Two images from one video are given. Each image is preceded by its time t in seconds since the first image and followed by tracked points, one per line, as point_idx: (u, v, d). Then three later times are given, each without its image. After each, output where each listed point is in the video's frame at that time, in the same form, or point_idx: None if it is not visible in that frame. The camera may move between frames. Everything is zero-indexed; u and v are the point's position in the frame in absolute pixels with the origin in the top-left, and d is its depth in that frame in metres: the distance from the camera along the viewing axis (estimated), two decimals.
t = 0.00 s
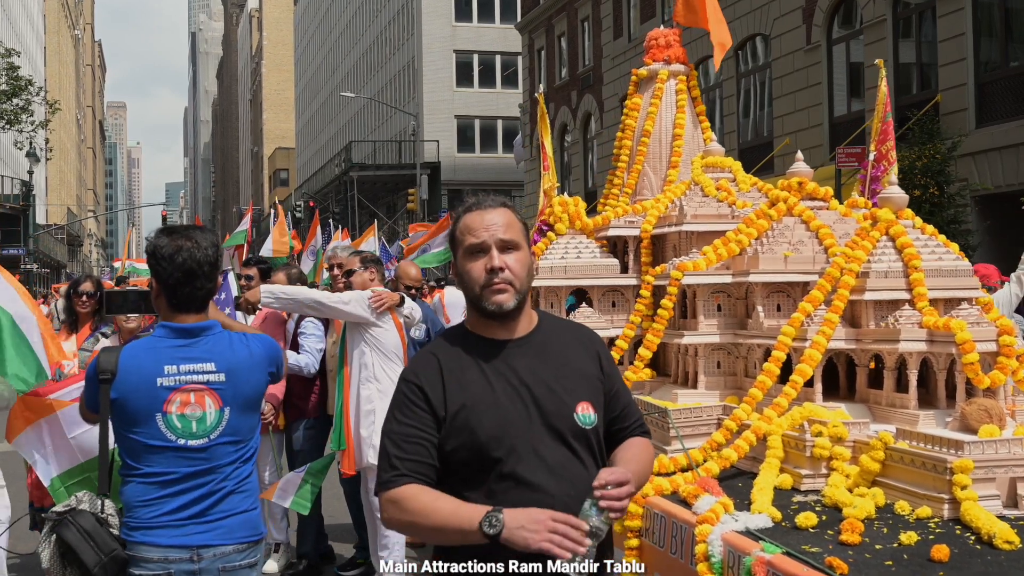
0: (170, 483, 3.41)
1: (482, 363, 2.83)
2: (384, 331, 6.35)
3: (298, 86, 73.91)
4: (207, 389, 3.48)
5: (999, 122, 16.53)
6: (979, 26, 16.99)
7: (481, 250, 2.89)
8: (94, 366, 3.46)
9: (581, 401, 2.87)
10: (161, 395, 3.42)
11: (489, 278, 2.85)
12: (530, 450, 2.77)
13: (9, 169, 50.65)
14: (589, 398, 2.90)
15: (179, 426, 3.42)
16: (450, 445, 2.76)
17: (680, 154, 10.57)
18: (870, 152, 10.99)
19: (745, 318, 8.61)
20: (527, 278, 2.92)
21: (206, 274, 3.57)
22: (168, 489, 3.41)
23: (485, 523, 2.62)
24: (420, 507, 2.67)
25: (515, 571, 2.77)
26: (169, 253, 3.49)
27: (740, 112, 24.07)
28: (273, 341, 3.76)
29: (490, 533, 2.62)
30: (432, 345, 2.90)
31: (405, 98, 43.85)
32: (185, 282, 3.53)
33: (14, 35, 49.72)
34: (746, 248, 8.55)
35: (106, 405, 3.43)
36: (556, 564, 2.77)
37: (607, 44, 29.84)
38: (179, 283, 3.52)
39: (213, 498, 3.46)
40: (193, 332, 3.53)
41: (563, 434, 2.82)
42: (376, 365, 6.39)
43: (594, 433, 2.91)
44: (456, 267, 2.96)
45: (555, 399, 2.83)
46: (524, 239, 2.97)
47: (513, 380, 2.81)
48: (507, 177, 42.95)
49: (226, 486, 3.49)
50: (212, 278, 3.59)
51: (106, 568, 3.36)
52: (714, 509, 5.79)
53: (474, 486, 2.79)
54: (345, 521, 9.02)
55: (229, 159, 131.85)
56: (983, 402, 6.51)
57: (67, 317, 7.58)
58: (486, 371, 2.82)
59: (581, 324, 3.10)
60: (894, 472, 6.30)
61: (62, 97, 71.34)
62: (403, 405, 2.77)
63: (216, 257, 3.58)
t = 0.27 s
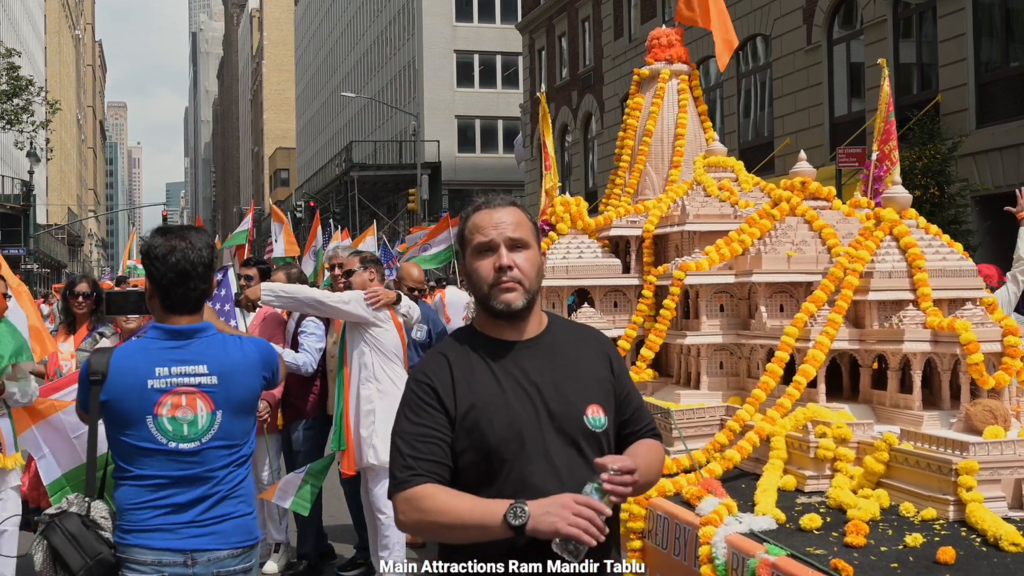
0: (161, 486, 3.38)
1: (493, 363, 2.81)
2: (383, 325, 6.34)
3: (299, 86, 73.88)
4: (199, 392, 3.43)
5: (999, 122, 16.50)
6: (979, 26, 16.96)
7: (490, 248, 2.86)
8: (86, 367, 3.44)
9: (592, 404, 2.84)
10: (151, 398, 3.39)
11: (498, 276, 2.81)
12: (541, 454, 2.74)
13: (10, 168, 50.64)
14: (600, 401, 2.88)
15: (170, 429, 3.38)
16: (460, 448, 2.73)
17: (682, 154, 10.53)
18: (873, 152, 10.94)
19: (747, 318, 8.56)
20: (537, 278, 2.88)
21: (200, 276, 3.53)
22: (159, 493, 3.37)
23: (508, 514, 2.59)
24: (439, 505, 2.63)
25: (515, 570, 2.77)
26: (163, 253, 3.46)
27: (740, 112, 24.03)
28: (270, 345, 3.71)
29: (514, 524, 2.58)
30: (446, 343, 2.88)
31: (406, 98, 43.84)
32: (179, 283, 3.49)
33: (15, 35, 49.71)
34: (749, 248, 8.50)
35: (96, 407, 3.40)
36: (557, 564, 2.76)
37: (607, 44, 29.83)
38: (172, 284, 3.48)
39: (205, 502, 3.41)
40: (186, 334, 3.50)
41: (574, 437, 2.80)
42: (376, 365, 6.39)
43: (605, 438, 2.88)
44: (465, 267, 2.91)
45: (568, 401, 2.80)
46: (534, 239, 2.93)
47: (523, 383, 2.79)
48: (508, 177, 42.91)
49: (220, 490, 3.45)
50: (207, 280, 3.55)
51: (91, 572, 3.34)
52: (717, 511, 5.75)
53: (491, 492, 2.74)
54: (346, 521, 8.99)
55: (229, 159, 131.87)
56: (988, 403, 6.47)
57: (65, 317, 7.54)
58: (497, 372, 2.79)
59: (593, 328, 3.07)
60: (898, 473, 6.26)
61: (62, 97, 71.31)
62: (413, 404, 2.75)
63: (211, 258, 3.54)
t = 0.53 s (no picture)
0: (152, 490, 3.32)
1: (510, 365, 2.77)
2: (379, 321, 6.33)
3: (299, 86, 73.84)
4: (189, 394, 3.37)
5: (999, 122, 16.46)
6: (979, 26, 16.91)
7: (508, 249, 2.82)
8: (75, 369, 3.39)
9: (612, 410, 2.79)
10: (140, 399, 3.33)
11: (516, 278, 2.78)
12: (557, 460, 2.69)
13: (10, 168, 50.60)
14: (619, 408, 2.82)
15: (160, 432, 3.33)
16: (475, 454, 2.70)
17: (684, 154, 10.47)
18: (875, 151, 10.90)
19: (751, 318, 8.51)
20: (556, 280, 2.84)
21: (191, 276, 3.47)
22: (148, 497, 3.32)
23: (514, 534, 2.54)
24: (451, 517, 2.58)
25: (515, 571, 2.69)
26: (153, 253, 3.40)
27: (740, 112, 23.98)
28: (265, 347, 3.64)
29: (522, 547, 2.53)
30: (467, 344, 2.84)
31: (406, 98, 43.83)
32: (171, 283, 3.43)
33: (15, 35, 49.69)
34: (751, 248, 8.46)
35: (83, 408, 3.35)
36: (557, 565, 2.67)
37: (607, 44, 29.82)
38: (162, 285, 3.42)
39: (196, 507, 3.36)
40: (177, 335, 3.44)
41: (592, 441, 2.75)
42: (375, 365, 6.36)
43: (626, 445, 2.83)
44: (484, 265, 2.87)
45: (588, 407, 2.76)
46: (554, 240, 2.89)
47: (540, 388, 2.74)
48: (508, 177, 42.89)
49: (211, 495, 3.39)
50: (198, 280, 3.50)
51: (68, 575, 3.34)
52: (722, 512, 5.70)
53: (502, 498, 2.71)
54: (346, 522, 8.95)
55: (229, 159, 131.89)
56: (993, 404, 6.42)
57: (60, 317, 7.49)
58: (515, 376, 2.75)
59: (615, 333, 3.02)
60: (904, 475, 6.22)
61: (63, 97, 71.30)
62: (430, 407, 2.71)
63: (203, 258, 3.49)
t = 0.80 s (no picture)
0: (140, 496, 3.28)
1: (532, 368, 2.69)
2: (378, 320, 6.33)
3: (299, 86, 73.84)
4: (179, 399, 3.33)
5: (1000, 123, 16.42)
6: (980, 26, 16.86)
7: (537, 252, 2.76)
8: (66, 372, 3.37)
9: (639, 418, 2.70)
10: (130, 403, 3.30)
11: (545, 281, 2.72)
12: (578, 466, 2.59)
13: (10, 168, 50.59)
14: (647, 416, 2.73)
15: (149, 436, 3.29)
16: (496, 459, 2.62)
17: (686, 154, 10.42)
18: (878, 152, 10.85)
19: (753, 318, 8.48)
20: (586, 284, 2.78)
21: (184, 279, 3.43)
22: (137, 502, 3.28)
23: None
24: (455, 540, 2.55)
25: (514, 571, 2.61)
26: (145, 255, 3.37)
27: (740, 113, 23.95)
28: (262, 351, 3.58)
29: None
30: (494, 347, 2.77)
31: (406, 98, 43.81)
32: (164, 284, 3.39)
33: (15, 36, 49.69)
34: (754, 248, 8.41)
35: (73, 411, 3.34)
36: (557, 563, 2.56)
37: (607, 45, 29.79)
38: (154, 286, 3.39)
39: (185, 513, 3.31)
40: (169, 338, 3.39)
41: (617, 445, 2.64)
42: (375, 365, 6.34)
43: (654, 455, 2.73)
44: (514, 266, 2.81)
45: (613, 411, 2.67)
46: (583, 244, 2.82)
47: (563, 393, 2.65)
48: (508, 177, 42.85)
49: (201, 500, 3.34)
50: (191, 282, 3.46)
51: None
52: (725, 515, 5.74)
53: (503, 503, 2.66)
54: (346, 523, 8.91)
55: (229, 159, 131.89)
56: (997, 406, 6.38)
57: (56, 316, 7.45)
58: (539, 380, 2.67)
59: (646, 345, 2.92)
60: (907, 476, 6.20)
61: (62, 98, 71.32)
62: (452, 410, 2.65)
63: (196, 260, 3.45)
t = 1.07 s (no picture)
0: (130, 500, 3.26)
1: (559, 365, 2.65)
2: (378, 322, 6.30)
3: (299, 87, 73.83)
4: (170, 401, 3.29)
5: (1000, 123, 16.40)
6: (980, 27, 16.83)
7: (569, 247, 2.76)
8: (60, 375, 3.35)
9: (667, 419, 2.64)
10: (120, 405, 3.28)
11: (578, 275, 2.71)
12: (602, 463, 2.55)
13: (10, 168, 50.51)
14: (676, 416, 2.67)
15: (139, 439, 3.27)
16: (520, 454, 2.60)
17: (688, 154, 10.37)
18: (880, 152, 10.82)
19: (756, 319, 8.46)
20: (619, 279, 2.76)
21: (177, 280, 3.39)
22: (127, 507, 3.26)
23: None
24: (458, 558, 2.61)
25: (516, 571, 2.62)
26: (138, 255, 3.34)
27: (740, 114, 23.91)
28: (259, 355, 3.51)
29: None
30: (523, 343, 2.75)
31: (406, 99, 43.79)
32: (156, 285, 3.35)
33: (15, 36, 49.70)
34: (756, 249, 8.36)
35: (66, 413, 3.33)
36: (557, 564, 2.55)
37: (607, 45, 29.77)
38: (146, 287, 3.35)
39: (176, 518, 3.28)
40: (161, 340, 3.36)
41: (642, 445, 2.59)
42: (374, 365, 6.31)
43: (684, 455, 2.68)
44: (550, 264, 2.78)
45: (642, 412, 2.62)
46: (618, 242, 2.80)
47: (591, 389, 2.61)
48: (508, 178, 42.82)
49: (192, 506, 3.30)
50: (185, 283, 3.41)
51: None
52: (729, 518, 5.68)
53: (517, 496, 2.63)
54: (346, 524, 8.88)
55: (229, 159, 131.87)
56: (1002, 407, 6.35)
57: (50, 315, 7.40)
58: (567, 373, 2.63)
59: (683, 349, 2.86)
60: (912, 479, 6.13)
61: (63, 98, 71.34)
62: (478, 407, 2.64)
63: (190, 260, 3.42)
